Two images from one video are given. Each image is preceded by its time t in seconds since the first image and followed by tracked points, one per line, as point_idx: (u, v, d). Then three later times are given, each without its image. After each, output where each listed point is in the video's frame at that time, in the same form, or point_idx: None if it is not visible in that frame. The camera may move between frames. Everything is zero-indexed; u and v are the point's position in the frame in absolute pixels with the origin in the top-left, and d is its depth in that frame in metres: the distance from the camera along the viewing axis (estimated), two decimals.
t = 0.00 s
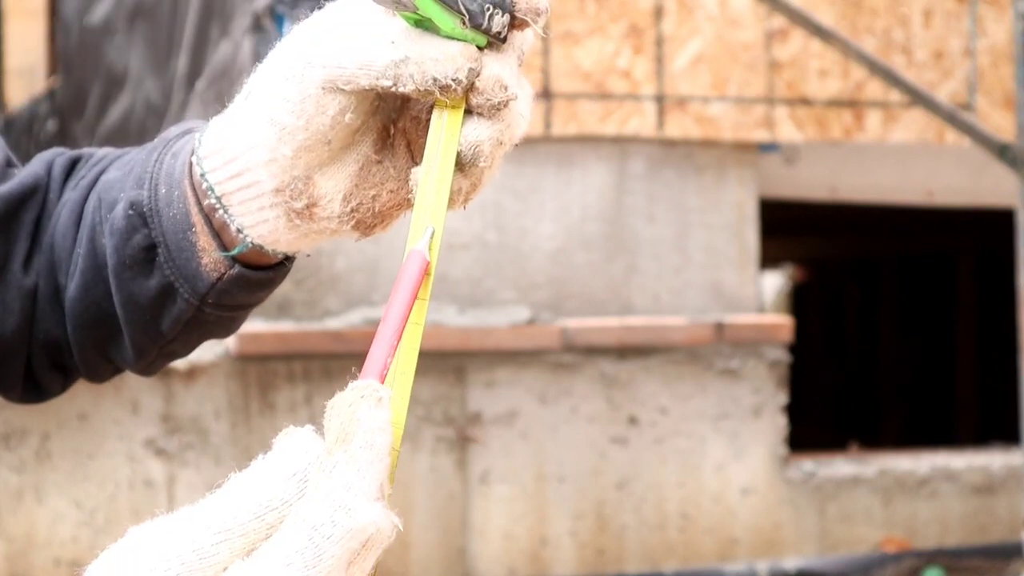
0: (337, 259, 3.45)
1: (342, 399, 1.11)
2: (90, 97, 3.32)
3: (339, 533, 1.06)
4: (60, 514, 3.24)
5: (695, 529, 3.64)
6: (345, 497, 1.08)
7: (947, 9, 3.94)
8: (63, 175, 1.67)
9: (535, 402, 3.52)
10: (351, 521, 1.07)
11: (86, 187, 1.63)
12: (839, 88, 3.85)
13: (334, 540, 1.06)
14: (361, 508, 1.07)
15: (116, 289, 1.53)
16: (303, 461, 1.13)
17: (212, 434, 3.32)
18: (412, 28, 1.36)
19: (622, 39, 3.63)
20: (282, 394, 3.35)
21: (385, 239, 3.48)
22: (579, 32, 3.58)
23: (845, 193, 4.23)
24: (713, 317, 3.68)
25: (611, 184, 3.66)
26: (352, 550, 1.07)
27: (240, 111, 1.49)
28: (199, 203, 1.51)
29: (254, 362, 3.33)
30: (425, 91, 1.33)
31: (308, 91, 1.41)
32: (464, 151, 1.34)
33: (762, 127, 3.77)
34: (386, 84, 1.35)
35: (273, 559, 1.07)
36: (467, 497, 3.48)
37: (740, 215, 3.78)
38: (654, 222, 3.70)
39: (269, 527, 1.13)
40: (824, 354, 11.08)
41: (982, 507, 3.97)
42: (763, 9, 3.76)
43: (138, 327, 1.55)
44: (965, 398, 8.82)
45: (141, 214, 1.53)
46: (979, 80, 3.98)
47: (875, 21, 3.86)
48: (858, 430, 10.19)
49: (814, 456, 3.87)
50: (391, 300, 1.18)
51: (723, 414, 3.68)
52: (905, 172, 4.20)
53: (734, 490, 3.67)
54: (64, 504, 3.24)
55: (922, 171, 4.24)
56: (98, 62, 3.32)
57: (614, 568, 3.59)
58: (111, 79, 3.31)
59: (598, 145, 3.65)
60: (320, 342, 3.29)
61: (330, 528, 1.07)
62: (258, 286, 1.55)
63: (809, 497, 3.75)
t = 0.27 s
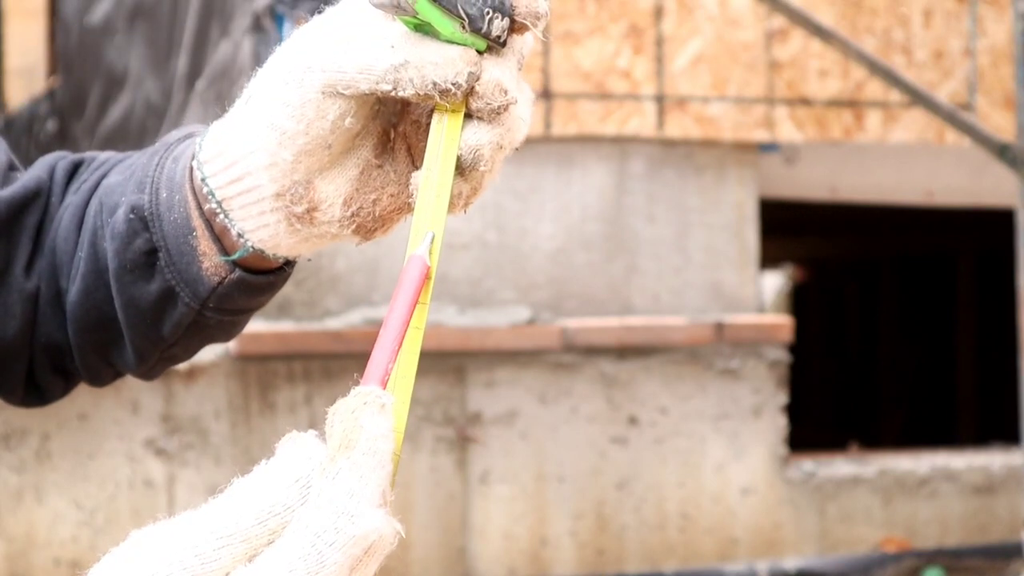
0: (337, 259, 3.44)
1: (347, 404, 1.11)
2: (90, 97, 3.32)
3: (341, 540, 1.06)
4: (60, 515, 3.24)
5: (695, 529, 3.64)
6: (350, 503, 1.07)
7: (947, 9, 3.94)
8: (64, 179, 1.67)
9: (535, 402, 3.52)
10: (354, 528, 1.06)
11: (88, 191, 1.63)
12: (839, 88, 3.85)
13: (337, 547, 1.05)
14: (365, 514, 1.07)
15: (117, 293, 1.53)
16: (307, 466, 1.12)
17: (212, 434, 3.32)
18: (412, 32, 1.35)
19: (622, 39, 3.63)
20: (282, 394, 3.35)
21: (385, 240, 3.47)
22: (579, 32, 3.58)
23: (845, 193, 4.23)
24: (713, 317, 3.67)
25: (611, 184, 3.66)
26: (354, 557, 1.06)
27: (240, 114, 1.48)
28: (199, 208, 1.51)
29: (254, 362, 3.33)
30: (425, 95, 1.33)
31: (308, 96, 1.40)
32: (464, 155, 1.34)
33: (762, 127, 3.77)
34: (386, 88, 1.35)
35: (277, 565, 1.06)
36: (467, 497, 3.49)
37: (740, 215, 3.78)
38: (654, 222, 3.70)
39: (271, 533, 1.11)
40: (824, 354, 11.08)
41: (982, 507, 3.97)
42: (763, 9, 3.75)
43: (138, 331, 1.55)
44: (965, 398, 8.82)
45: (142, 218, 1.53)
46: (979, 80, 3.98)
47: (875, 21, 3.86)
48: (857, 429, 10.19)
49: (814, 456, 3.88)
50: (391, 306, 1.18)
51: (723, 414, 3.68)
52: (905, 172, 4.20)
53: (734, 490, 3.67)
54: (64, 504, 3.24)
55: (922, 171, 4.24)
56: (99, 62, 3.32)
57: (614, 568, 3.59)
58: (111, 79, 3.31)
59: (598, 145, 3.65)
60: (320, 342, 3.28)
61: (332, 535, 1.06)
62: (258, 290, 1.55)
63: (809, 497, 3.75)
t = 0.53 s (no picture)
0: (337, 259, 3.44)
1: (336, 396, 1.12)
2: (90, 97, 3.32)
3: (330, 531, 1.06)
4: (61, 514, 3.24)
5: (695, 529, 3.64)
6: (338, 496, 1.08)
7: (947, 9, 3.94)
8: (67, 180, 1.66)
9: (535, 402, 3.52)
10: (342, 519, 1.07)
11: (91, 192, 1.62)
12: (839, 88, 3.85)
13: (326, 539, 1.06)
14: (354, 506, 1.08)
15: (120, 294, 1.52)
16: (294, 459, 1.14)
17: (213, 434, 3.32)
18: (417, 34, 1.33)
19: (622, 39, 3.63)
20: (282, 394, 3.35)
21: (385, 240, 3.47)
22: (579, 31, 3.58)
23: (845, 193, 4.23)
24: (713, 317, 3.67)
25: (611, 184, 3.66)
26: (343, 549, 1.07)
27: (243, 117, 1.45)
28: (203, 208, 1.49)
29: (254, 362, 3.33)
30: (430, 98, 1.31)
31: (313, 98, 1.37)
32: (469, 158, 1.33)
33: (762, 127, 3.77)
34: (391, 91, 1.32)
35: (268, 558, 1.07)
36: (467, 497, 3.49)
37: (740, 215, 3.78)
38: (654, 222, 3.70)
39: (258, 524, 1.13)
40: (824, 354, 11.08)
41: (981, 507, 3.97)
42: (763, 9, 3.75)
43: (142, 333, 1.54)
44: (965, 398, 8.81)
45: (146, 220, 1.52)
46: (979, 80, 3.99)
47: (875, 21, 3.86)
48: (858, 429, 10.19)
49: (814, 457, 3.88)
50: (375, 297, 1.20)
51: (723, 414, 3.68)
52: (905, 172, 4.21)
53: (734, 490, 3.67)
54: (64, 504, 3.24)
55: (922, 171, 4.24)
56: (98, 62, 3.31)
57: (614, 568, 3.59)
58: (112, 79, 3.31)
59: (598, 145, 3.65)
60: (320, 341, 3.29)
61: (320, 527, 1.07)
62: (262, 291, 1.54)
63: (809, 497, 3.75)
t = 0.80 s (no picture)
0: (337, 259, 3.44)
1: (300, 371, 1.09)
2: (90, 97, 3.31)
3: (308, 510, 1.06)
4: (60, 515, 3.24)
5: (695, 529, 3.64)
6: (311, 472, 1.07)
7: (947, 9, 3.94)
8: (70, 184, 1.65)
9: (535, 402, 3.52)
10: (319, 497, 1.06)
11: (94, 197, 1.60)
12: (839, 88, 3.85)
13: (305, 519, 1.05)
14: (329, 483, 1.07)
15: (123, 299, 1.51)
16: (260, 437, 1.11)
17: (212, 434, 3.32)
18: (424, 41, 1.32)
19: (622, 40, 3.63)
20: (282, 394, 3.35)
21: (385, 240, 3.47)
22: (579, 31, 3.58)
23: (845, 193, 4.23)
24: (713, 317, 3.67)
25: (611, 184, 3.66)
26: (323, 525, 1.07)
27: (250, 121, 1.46)
28: (208, 214, 1.48)
29: (254, 362, 3.33)
30: (438, 105, 1.30)
31: (320, 103, 1.38)
32: (476, 164, 1.32)
33: (762, 127, 3.77)
34: (398, 97, 1.31)
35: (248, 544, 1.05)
36: (467, 497, 3.49)
37: (740, 215, 3.78)
38: (654, 222, 3.70)
39: (233, 506, 1.11)
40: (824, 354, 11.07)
41: (981, 507, 3.97)
42: (763, 9, 3.75)
43: (145, 337, 1.53)
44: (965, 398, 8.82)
45: (150, 224, 1.50)
46: (979, 80, 3.99)
47: (875, 21, 3.86)
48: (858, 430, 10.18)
49: (814, 456, 3.88)
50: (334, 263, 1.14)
51: (723, 414, 3.68)
52: (905, 172, 4.21)
53: (734, 490, 3.67)
54: (64, 505, 3.24)
55: (922, 171, 4.24)
56: (98, 62, 3.31)
57: (614, 568, 3.59)
58: (111, 79, 3.30)
59: (598, 145, 3.66)
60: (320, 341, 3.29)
61: (298, 507, 1.05)
62: (266, 297, 1.52)
63: (809, 497, 3.75)
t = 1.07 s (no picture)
0: (337, 259, 3.44)
1: (208, 321, 0.98)
2: (91, 97, 3.30)
3: (251, 463, 0.97)
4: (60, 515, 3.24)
5: (695, 529, 3.64)
6: (241, 425, 0.98)
7: (947, 9, 3.94)
8: (71, 185, 1.64)
9: (535, 402, 3.52)
10: (259, 446, 0.97)
11: (95, 198, 1.60)
12: (839, 88, 3.85)
13: (250, 473, 0.97)
14: (263, 430, 0.98)
15: (124, 299, 1.51)
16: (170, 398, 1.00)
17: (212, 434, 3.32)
18: (427, 40, 1.31)
19: (622, 40, 3.63)
20: (282, 394, 3.36)
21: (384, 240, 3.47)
22: (579, 31, 3.58)
23: (845, 193, 4.23)
24: (713, 317, 3.67)
25: (611, 184, 3.66)
26: (270, 473, 0.98)
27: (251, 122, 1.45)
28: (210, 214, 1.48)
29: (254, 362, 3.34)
30: (440, 104, 1.30)
31: (323, 103, 1.37)
32: (479, 163, 1.31)
33: (762, 127, 3.77)
34: (400, 96, 1.31)
35: (192, 514, 0.96)
36: (467, 496, 3.49)
37: (740, 215, 3.78)
38: (654, 222, 3.70)
39: (171, 472, 0.99)
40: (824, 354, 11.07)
41: (981, 507, 3.98)
42: (763, 9, 3.75)
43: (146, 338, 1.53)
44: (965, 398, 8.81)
45: (151, 225, 1.50)
46: (979, 80, 3.99)
47: (875, 21, 3.86)
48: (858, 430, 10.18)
49: (814, 456, 3.88)
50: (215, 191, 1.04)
51: (723, 414, 3.68)
52: (905, 172, 4.21)
53: (734, 490, 3.67)
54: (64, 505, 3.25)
55: (922, 171, 4.24)
56: (99, 62, 3.30)
57: (614, 568, 3.59)
58: (111, 79, 3.30)
59: (598, 145, 3.66)
60: (319, 341, 3.30)
61: (241, 462, 0.97)
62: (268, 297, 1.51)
63: (809, 497, 3.75)
